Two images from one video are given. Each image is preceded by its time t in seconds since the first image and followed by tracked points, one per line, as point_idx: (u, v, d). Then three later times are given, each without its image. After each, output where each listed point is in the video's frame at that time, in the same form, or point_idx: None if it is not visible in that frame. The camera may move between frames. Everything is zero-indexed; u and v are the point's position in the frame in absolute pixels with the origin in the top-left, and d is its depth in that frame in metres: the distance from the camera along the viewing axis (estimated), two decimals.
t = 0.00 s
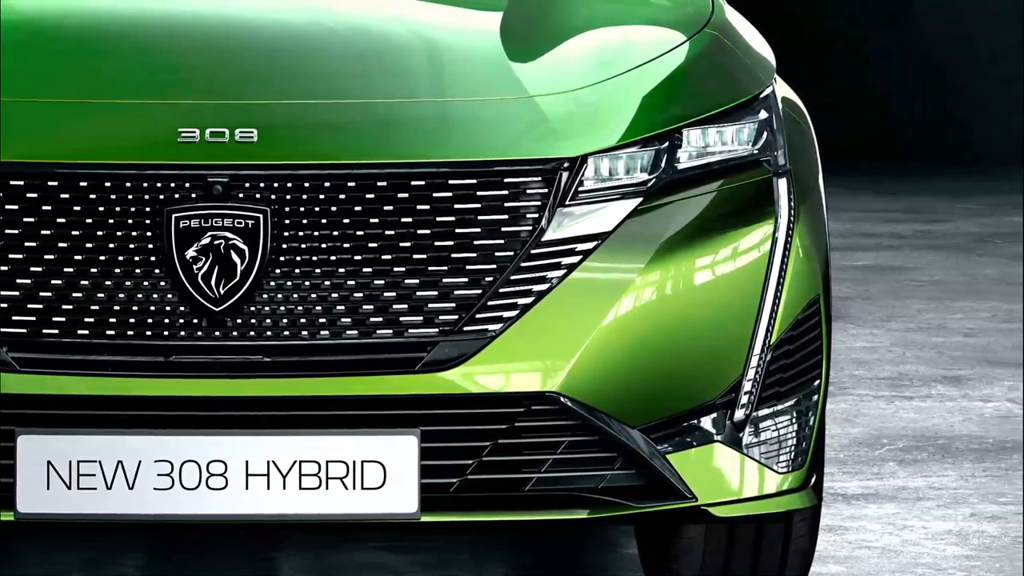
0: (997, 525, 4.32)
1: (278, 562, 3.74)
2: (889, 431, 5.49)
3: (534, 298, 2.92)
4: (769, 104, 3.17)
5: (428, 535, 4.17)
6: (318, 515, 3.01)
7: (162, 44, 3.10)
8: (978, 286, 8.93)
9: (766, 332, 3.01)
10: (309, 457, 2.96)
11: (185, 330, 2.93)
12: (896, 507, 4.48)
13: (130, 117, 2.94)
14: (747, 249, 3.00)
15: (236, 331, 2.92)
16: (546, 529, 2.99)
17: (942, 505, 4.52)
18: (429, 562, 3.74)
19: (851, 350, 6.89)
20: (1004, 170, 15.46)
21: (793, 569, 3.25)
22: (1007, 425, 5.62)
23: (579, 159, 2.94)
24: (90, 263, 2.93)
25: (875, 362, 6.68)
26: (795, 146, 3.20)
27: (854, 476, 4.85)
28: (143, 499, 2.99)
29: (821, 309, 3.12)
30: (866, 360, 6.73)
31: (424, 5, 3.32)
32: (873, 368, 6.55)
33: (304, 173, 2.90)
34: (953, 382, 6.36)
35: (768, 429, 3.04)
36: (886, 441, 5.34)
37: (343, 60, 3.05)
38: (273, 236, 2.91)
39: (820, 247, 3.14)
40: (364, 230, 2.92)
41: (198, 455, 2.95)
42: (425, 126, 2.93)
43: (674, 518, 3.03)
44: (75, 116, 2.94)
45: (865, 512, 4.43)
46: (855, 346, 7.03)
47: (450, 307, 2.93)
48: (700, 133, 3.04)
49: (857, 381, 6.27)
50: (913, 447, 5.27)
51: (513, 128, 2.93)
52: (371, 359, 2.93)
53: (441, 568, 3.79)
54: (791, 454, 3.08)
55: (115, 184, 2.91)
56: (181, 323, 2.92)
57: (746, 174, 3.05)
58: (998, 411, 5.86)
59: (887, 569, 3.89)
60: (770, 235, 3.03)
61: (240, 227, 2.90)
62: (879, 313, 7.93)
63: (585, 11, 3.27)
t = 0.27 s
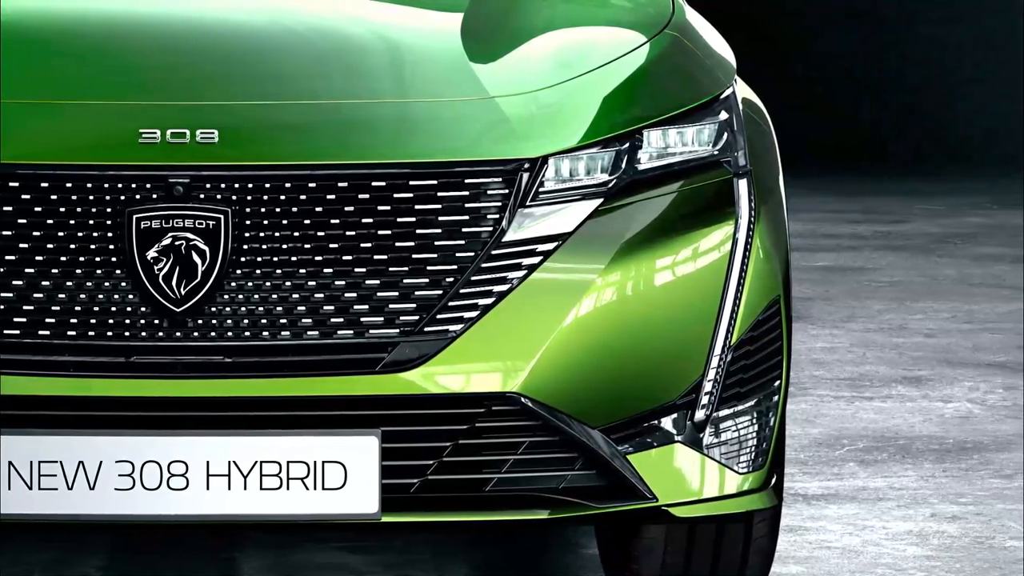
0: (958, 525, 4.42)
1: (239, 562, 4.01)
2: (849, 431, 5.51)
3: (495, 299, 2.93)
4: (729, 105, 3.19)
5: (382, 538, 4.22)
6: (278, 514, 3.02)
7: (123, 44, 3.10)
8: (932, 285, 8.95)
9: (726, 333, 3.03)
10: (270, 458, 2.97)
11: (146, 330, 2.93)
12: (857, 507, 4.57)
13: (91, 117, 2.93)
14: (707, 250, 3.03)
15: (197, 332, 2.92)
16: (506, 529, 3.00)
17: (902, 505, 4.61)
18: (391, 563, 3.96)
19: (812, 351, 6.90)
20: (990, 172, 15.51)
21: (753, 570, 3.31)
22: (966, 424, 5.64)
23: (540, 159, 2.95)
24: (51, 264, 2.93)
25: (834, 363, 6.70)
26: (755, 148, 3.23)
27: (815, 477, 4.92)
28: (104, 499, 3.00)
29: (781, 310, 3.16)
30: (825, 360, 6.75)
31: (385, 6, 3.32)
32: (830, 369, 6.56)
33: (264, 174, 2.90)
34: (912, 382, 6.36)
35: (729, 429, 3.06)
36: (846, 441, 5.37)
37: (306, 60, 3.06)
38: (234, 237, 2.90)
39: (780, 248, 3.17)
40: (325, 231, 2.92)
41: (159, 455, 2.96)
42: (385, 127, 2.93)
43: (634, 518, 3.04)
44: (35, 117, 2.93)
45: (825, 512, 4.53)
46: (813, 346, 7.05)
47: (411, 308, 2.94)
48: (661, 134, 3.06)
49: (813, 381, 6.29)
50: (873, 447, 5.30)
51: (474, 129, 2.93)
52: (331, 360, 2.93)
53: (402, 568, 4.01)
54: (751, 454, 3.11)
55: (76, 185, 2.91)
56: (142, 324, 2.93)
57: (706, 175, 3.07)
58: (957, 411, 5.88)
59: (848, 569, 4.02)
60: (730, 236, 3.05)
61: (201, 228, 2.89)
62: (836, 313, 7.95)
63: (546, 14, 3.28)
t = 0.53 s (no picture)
0: (947, 525, 4.42)
1: (228, 561, 4.02)
2: (839, 431, 5.51)
3: (484, 300, 2.93)
4: (721, 105, 3.20)
5: (368, 539, 4.22)
6: (268, 514, 3.02)
7: (112, 44, 3.10)
8: (924, 285, 8.96)
9: (716, 333, 3.04)
10: (260, 458, 2.97)
11: (136, 331, 2.93)
12: (847, 507, 4.57)
13: (80, 118, 2.93)
14: (696, 250, 3.03)
15: (187, 332, 2.92)
16: (496, 529, 3.01)
17: (891, 505, 4.62)
18: (381, 563, 3.99)
19: (801, 351, 6.91)
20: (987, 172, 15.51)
21: (743, 569, 3.32)
22: (956, 424, 5.65)
23: (529, 160, 2.95)
24: (41, 264, 2.93)
25: (824, 363, 6.71)
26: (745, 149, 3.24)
27: (805, 477, 4.92)
28: (95, 499, 3.00)
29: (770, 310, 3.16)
30: (816, 360, 6.75)
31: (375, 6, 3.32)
32: (821, 369, 6.56)
33: (254, 174, 2.90)
34: (902, 382, 6.36)
35: (719, 429, 3.07)
36: (836, 441, 5.37)
37: (295, 61, 3.06)
38: (223, 237, 2.90)
39: (770, 249, 3.17)
40: (316, 231, 2.92)
41: (150, 455, 2.96)
42: (374, 127, 2.92)
43: (624, 517, 3.05)
44: (25, 117, 2.93)
45: (814, 512, 4.54)
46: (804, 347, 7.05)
47: (401, 308, 2.93)
48: (651, 134, 3.06)
49: (806, 381, 6.29)
50: (863, 447, 5.30)
51: (463, 129, 2.93)
52: (322, 359, 2.93)
53: (391, 567, 4.04)
54: (741, 454, 3.12)
55: (66, 185, 2.91)
56: (132, 324, 2.93)
57: (696, 176, 3.08)
58: (948, 411, 5.88)
59: (837, 569, 4.02)
60: (719, 236, 3.06)
61: (190, 228, 2.89)
62: (827, 313, 7.96)
63: (536, 14, 3.28)
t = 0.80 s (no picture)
0: (947, 525, 4.42)
1: (227, 561, 4.02)
2: (839, 431, 5.51)
3: (484, 300, 2.93)
4: (721, 105, 3.20)
5: (366, 539, 4.22)
6: (268, 515, 3.02)
7: (112, 44, 3.10)
8: (924, 285, 8.96)
9: (716, 333, 3.04)
10: (260, 458, 2.97)
11: (136, 330, 2.93)
12: (847, 507, 4.58)
13: (80, 118, 2.93)
14: (696, 250, 3.03)
15: (188, 332, 2.92)
16: (496, 529, 3.01)
17: (891, 506, 4.61)
18: (380, 563, 3.99)
19: (802, 350, 6.91)
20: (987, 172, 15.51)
21: (744, 570, 3.32)
22: (956, 424, 5.65)
23: (529, 160, 2.95)
24: (41, 264, 2.93)
25: (824, 362, 6.71)
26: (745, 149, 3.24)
27: (805, 477, 4.92)
28: (95, 499, 3.00)
29: (770, 310, 3.16)
30: (816, 360, 6.76)
31: (375, 6, 3.32)
32: (821, 369, 6.56)
33: (254, 174, 2.90)
34: (902, 382, 6.36)
35: (719, 429, 3.07)
36: (836, 441, 5.37)
37: (296, 61, 3.06)
38: (223, 237, 2.90)
39: (770, 249, 3.18)
40: (315, 231, 2.92)
41: (150, 455, 2.96)
42: (375, 127, 2.92)
43: (623, 518, 3.05)
44: (24, 118, 2.93)
45: (814, 512, 4.54)
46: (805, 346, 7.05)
47: (401, 308, 2.93)
48: (651, 134, 3.06)
49: (806, 381, 6.29)
50: (862, 447, 5.30)
51: (463, 129, 2.93)
52: (321, 359, 2.93)
53: (390, 567, 4.05)
54: (741, 454, 3.12)
55: (66, 185, 2.91)
56: (132, 324, 2.93)
57: (696, 175, 3.08)
58: (948, 411, 5.88)
59: (837, 569, 4.02)
60: (719, 236, 3.06)
61: (190, 228, 2.89)
62: (827, 313, 7.96)
63: (536, 14, 3.28)
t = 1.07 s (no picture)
0: (947, 525, 4.42)
1: (228, 561, 4.02)
2: (839, 431, 5.51)
3: (484, 300, 2.93)
4: (721, 105, 3.20)
5: (365, 539, 4.22)
6: (268, 515, 3.02)
7: (112, 44, 3.11)
8: (923, 285, 8.96)
9: (716, 333, 3.04)
10: (260, 458, 2.97)
11: (136, 330, 2.93)
12: (847, 507, 4.57)
13: (80, 117, 2.93)
14: (696, 250, 3.03)
15: (188, 332, 2.93)
16: (496, 529, 3.01)
17: (891, 506, 4.61)
18: (380, 563, 3.99)
19: (802, 351, 6.91)
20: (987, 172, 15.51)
21: (744, 570, 3.32)
22: (956, 424, 5.65)
23: (529, 160, 2.95)
24: (41, 264, 2.93)
25: (824, 363, 6.71)
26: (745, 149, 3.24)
27: (805, 477, 4.92)
28: (95, 499, 3.00)
29: (770, 310, 3.16)
30: (816, 360, 6.76)
31: (375, 6, 3.32)
32: (821, 369, 6.56)
33: (254, 174, 2.90)
34: (902, 382, 6.36)
35: (719, 429, 3.07)
36: (836, 441, 5.37)
37: (296, 61, 3.06)
38: (223, 237, 2.90)
39: (770, 249, 3.18)
40: (316, 231, 2.92)
41: (150, 455, 2.96)
42: (375, 127, 2.92)
43: (623, 518, 3.05)
44: (24, 118, 2.93)
45: (814, 512, 4.53)
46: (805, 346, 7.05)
47: (401, 308, 2.93)
48: (651, 134, 3.06)
49: (806, 381, 6.29)
50: (863, 447, 5.30)
51: (462, 129, 2.93)
52: (321, 359, 2.93)
53: (390, 567, 4.05)
54: (741, 454, 3.12)
55: (66, 185, 2.91)
56: (132, 324, 2.93)
57: (696, 175, 3.08)
58: (948, 411, 5.88)
59: (838, 569, 4.03)
60: (719, 236, 3.06)
61: (190, 228, 2.89)
62: (827, 313, 7.96)
63: (535, 14, 3.28)
